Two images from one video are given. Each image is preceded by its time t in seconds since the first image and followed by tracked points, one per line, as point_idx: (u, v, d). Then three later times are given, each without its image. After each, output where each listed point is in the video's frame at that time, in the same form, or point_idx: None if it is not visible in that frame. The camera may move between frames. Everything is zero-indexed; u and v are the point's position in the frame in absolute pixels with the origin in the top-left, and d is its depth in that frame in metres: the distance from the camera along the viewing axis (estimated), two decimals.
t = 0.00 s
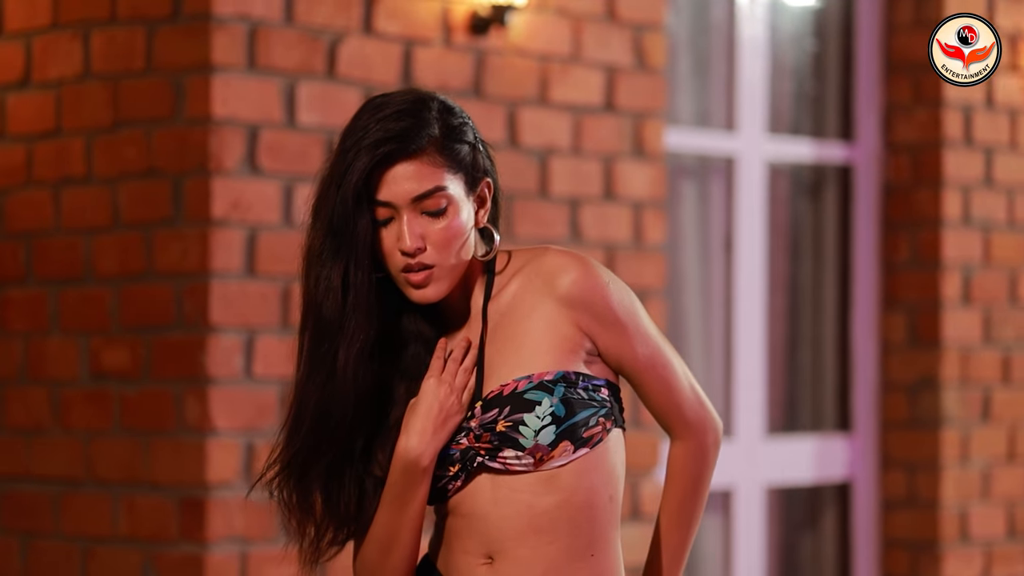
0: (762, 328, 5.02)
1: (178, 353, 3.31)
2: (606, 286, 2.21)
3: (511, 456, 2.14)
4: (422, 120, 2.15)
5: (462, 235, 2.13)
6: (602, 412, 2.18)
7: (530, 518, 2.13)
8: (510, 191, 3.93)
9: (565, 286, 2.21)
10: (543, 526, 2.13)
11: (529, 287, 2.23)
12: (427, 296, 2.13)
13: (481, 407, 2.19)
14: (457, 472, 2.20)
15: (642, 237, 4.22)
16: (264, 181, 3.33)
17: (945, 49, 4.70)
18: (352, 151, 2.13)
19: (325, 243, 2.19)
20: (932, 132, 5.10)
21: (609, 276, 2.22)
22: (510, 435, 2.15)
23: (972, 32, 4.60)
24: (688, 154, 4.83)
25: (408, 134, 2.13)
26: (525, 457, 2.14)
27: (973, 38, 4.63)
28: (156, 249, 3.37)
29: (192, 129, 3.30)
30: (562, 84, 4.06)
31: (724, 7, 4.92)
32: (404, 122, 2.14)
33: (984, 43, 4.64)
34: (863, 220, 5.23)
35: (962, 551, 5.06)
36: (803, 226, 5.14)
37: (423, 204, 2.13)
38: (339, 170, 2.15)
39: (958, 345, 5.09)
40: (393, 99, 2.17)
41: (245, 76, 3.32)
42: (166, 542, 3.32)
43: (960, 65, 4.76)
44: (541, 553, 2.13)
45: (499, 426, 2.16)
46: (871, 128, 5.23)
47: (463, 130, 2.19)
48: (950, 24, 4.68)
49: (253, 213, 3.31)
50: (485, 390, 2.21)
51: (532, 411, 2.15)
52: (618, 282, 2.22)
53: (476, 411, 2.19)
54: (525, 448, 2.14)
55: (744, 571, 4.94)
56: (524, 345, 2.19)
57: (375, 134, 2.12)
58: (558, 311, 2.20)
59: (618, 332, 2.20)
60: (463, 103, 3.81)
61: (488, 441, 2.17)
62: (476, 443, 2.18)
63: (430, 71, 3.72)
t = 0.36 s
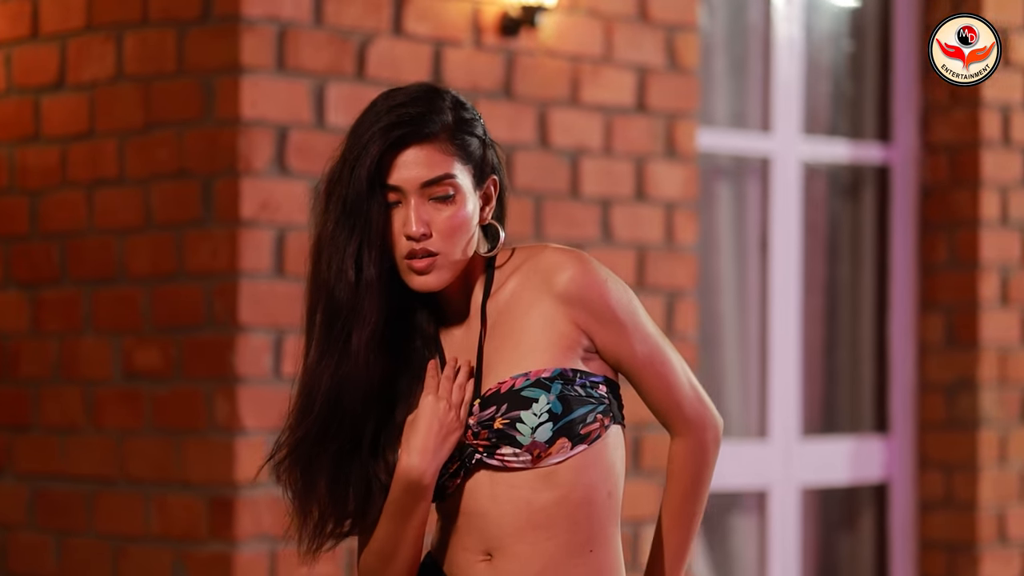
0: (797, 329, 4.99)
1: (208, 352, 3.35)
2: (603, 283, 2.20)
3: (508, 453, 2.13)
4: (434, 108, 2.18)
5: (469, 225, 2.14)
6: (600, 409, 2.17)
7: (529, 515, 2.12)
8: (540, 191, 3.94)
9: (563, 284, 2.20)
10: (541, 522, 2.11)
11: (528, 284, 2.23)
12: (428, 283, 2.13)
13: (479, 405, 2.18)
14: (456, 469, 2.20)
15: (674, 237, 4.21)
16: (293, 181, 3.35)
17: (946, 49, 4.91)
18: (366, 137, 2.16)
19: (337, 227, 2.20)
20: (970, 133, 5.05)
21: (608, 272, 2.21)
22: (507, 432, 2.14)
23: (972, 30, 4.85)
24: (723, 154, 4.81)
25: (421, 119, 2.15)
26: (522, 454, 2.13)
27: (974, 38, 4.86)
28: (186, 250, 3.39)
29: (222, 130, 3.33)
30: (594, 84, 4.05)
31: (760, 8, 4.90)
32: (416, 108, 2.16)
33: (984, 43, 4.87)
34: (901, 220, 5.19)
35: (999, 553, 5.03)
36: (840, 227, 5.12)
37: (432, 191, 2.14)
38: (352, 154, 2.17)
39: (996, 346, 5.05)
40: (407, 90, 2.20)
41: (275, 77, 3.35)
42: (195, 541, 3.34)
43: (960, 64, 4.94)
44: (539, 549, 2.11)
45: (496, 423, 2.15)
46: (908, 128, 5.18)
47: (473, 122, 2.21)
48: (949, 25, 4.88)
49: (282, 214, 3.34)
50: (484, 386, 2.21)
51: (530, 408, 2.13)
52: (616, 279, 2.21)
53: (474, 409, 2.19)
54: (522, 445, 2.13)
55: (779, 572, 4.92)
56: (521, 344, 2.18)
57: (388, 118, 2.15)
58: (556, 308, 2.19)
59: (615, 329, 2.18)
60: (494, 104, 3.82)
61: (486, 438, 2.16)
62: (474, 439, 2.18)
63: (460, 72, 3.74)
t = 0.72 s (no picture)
0: (829, 329, 4.97)
1: (235, 352, 3.38)
2: (598, 284, 2.17)
3: (504, 454, 2.12)
4: (445, 99, 2.19)
5: (472, 218, 2.14)
6: (596, 411, 2.15)
7: (525, 515, 2.11)
8: (567, 191, 3.94)
9: (559, 285, 2.18)
10: (538, 522, 2.10)
11: (525, 286, 2.21)
12: (425, 273, 2.14)
13: (476, 407, 2.16)
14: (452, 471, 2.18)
15: (702, 237, 4.21)
16: (318, 183, 3.37)
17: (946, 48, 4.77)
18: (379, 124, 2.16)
19: (350, 212, 2.18)
20: (1005, 133, 5.03)
21: (604, 274, 2.19)
22: (503, 433, 2.12)
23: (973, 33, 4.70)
24: (754, 154, 4.80)
25: (433, 108, 2.17)
26: (519, 455, 2.12)
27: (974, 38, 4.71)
28: (213, 251, 3.43)
29: (248, 132, 3.37)
30: (622, 85, 4.06)
31: (792, 8, 4.89)
32: (427, 98, 2.17)
33: (984, 43, 4.71)
34: (936, 220, 5.16)
35: None
36: (875, 227, 5.10)
37: (438, 181, 2.15)
38: (365, 141, 2.17)
39: None
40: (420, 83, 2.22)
41: (300, 79, 3.37)
42: (223, 539, 3.38)
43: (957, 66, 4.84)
44: (535, 549, 2.10)
45: (492, 424, 2.13)
46: (942, 129, 5.15)
47: (484, 118, 2.22)
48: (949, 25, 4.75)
49: (307, 216, 3.36)
50: (481, 387, 2.19)
51: (525, 410, 2.12)
52: (613, 280, 2.18)
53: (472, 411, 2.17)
54: (518, 446, 2.12)
55: (811, 573, 4.88)
56: (516, 346, 2.16)
57: (400, 105, 2.16)
58: (552, 310, 2.17)
59: (611, 330, 2.16)
60: (520, 106, 3.84)
61: (482, 439, 2.15)
62: (470, 440, 2.16)
63: (487, 74, 3.76)
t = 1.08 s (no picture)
0: (860, 328, 4.92)
1: (262, 351, 3.42)
2: (595, 284, 2.17)
3: (503, 454, 2.12)
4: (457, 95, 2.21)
5: (479, 210, 2.16)
6: (594, 410, 2.15)
7: (523, 514, 2.11)
8: (593, 192, 3.96)
9: (557, 286, 2.18)
10: (536, 521, 2.11)
11: (523, 288, 2.21)
12: (428, 260, 2.15)
13: (475, 407, 2.17)
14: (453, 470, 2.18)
15: (730, 237, 4.22)
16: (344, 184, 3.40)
17: (943, 49, 4.24)
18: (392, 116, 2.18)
19: (366, 199, 2.18)
20: None
21: (602, 274, 2.19)
22: (501, 433, 2.13)
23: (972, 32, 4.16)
24: (784, 154, 4.75)
25: (445, 100, 2.19)
26: (517, 454, 2.12)
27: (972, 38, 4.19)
28: (240, 251, 3.47)
29: (274, 133, 3.40)
30: (648, 86, 4.07)
31: (823, 9, 4.84)
32: (439, 92, 2.20)
33: (985, 43, 4.19)
34: (967, 219, 5.14)
35: None
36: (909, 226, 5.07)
37: (447, 171, 2.17)
38: (379, 132, 2.18)
39: None
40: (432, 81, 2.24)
41: (326, 81, 3.40)
42: (250, 537, 3.43)
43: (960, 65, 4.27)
44: (534, 548, 2.11)
45: (491, 424, 2.14)
46: (974, 128, 5.15)
47: (494, 117, 2.24)
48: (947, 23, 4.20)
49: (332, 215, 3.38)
50: (480, 388, 2.19)
51: (522, 410, 2.12)
52: (610, 281, 2.19)
53: (470, 411, 2.17)
54: (515, 446, 2.12)
55: (841, 572, 4.85)
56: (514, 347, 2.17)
57: (413, 96, 2.18)
58: (551, 311, 2.17)
59: (610, 331, 2.17)
60: (547, 106, 3.85)
61: (482, 439, 2.15)
62: (470, 440, 2.16)
63: (513, 76, 3.78)
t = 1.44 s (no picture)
0: (883, 328, 4.91)
1: (283, 350, 3.47)
2: (589, 283, 2.19)
3: (499, 449, 2.15)
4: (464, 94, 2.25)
5: (482, 205, 2.20)
6: (590, 406, 2.17)
7: (519, 509, 2.13)
8: (613, 193, 3.98)
9: (554, 285, 2.20)
10: (532, 516, 2.12)
11: (520, 286, 2.23)
12: (429, 251, 2.18)
13: (471, 402, 2.18)
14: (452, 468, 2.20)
15: (751, 237, 4.23)
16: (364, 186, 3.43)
17: (943, 49, 4.13)
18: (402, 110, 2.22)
19: (373, 191, 2.22)
20: None
21: (598, 272, 2.21)
22: (496, 429, 2.15)
23: (972, 32, 4.05)
24: (808, 154, 4.75)
25: (454, 96, 2.23)
26: (512, 449, 2.14)
27: (972, 39, 4.07)
28: (261, 250, 3.52)
29: (294, 134, 3.44)
30: (669, 87, 4.08)
31: (846, 10, 4.85)
32: (448, 90, 2.24)
33: (985, 44, 4.07)
34: (992, 219, 5.13)
35: None
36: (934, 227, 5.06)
37: (453, 165, 2.20)
38: (389, 125, 2.22)
39: None
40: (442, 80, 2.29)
41: (346, 83, 3.44)
42: (272, 535, 3.48)
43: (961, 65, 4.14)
44: (531, 543, 2.12)
45: (487, 420, 2.16)
46: (1000, 129, 5.14)
47: (501, 118, 2.28)
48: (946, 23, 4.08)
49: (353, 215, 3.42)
50: (476, 384, 2.21)
51: (517, 406, 2.14)
52: (606, 279, 2.20)
53: (466, 407, 2.19)
54: (511, 441, 2.14)
55: (863, 572, 4.85)
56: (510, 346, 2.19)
57: (423, 91, 2.23)
58: (547, 309, 2.19)
59: (605, 329, 2.18)
60: (567, 107, 3.88)
61: (478, 435, 2.17)
62: (466, 436, 2.18)
63: (533, 77, 3.81)
